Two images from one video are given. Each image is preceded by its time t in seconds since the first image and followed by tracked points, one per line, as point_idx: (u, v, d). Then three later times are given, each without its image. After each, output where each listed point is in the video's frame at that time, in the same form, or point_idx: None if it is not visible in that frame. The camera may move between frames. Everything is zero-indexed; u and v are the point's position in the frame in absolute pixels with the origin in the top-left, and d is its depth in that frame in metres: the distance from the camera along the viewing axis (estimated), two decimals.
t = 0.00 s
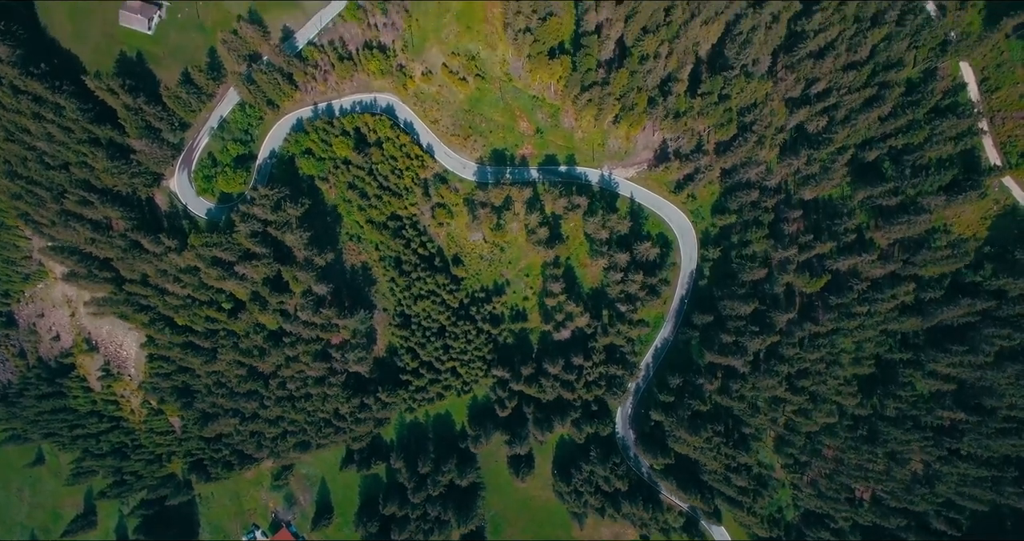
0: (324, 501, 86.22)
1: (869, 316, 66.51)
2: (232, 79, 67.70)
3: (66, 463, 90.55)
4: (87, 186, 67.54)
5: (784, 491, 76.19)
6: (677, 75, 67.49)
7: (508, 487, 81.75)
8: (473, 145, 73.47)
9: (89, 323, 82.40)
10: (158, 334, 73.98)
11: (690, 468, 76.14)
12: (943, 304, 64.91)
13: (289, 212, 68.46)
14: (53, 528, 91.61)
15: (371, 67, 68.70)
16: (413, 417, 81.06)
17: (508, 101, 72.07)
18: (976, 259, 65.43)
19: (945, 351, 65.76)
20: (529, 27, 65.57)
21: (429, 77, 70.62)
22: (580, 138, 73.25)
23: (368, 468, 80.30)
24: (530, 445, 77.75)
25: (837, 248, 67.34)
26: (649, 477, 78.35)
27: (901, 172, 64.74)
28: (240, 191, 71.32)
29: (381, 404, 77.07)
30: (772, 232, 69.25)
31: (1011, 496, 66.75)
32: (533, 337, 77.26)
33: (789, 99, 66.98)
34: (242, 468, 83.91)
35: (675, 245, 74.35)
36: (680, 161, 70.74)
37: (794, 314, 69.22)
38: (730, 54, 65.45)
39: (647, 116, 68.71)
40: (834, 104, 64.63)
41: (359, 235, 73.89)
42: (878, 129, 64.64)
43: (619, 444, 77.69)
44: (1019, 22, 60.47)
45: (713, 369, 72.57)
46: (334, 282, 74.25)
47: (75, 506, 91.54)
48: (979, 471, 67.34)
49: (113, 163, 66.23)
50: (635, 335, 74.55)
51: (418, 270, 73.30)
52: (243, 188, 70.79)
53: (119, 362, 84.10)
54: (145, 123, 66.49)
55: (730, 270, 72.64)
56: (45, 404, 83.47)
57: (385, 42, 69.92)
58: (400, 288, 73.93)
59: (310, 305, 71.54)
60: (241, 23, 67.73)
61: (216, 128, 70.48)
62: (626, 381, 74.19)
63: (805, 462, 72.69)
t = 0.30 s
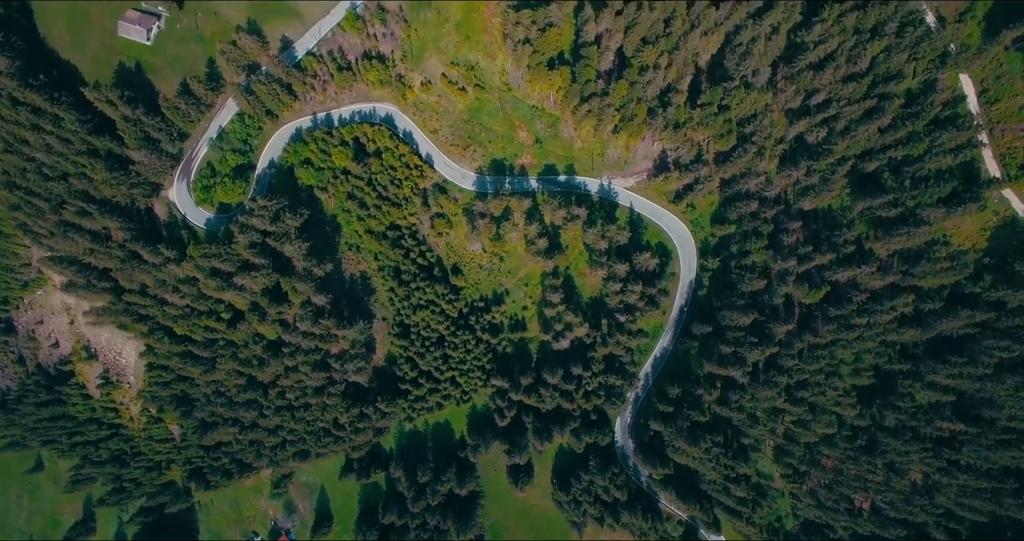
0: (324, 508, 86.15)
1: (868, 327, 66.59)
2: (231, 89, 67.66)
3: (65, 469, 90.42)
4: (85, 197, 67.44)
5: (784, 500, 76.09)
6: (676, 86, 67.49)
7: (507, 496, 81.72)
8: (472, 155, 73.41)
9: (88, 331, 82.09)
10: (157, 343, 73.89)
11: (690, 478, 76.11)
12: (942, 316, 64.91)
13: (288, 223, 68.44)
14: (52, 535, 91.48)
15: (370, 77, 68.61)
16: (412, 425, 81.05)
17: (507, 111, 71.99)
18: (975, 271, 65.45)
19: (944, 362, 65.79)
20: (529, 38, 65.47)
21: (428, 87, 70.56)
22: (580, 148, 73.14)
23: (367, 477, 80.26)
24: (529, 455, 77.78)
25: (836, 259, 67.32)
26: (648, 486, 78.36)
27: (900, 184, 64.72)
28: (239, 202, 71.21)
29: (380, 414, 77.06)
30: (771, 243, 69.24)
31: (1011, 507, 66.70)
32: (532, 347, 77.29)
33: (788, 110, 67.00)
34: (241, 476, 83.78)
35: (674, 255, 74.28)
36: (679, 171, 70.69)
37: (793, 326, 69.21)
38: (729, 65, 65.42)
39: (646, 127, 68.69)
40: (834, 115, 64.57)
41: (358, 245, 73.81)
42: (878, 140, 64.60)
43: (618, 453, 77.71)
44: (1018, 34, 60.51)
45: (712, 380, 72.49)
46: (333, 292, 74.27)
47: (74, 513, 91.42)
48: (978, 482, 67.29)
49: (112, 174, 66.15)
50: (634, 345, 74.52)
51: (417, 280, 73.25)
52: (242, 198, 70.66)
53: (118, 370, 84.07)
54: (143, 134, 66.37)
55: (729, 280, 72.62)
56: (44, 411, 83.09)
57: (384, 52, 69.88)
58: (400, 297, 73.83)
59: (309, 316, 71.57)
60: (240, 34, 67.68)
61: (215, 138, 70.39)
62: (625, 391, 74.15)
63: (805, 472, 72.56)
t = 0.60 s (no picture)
0: (323, 516, 86.11)
1: (867, 339, 66.57)
2: (231, 100, 67.57)
3: (65, 476, 90.26)
4: (84, 208, 67.34)
5: (783, 509, 76.01)
6: (676, 96, 67.46)
7: (507, 504, 81.68)
8: (471, 165, 73.33)
9: (88, 340, 81.97)
10: (156, 353, 73.81)
11: (689, 488, 76.07)
12: (942, 327, 64.88)
13: (288, 234, 68.42)
14: None
15: (369, 87, 68.55)
16: (412, 434, 81.04)
17: (506, 121, 71.90)
18: (975, 282, 65.47)
19: (945, 373, 65.69)
20: (528, 49, 65.38)
21: (427, 97, 70.49)
22: (580, 158, 73.01)
23: (367, 486, 80.21)
24: (529, 464, 77.82)
25: (836, 271, 67.27)
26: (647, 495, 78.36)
27: (900, 195, 64.67)
28: (238, 212, 71.12)
29: (380, 424, 77.05)
30: (771, 253, 69.23)
31: (1011, 518, 66.63)
32: (532, 356, 77.29)
33: (788, 121, 67.01)
34: (240, 484, 83.69)
35: (674, 264, 74.18)
36: (679, 181, 70.63)
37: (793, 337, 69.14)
38: (729, 76, 65.34)
39: (646, 138, 68.59)
40: (834, 126, 64.50)
41: (357, 255, 73.75)
42: (878, 152, 64.54)
43: (618, 463, 77.71)
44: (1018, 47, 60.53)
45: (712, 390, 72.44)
46: (333, 302, 74.29)
47: (73, 520, 91.30)
48: (978, 493, 67.21)
49: (111, 186, 66.08)
50: (634, 356, 74.48)
51: (417, 290, 73.20)
52: (241, 209, 70.56)
53: (118, 378, 84.06)
54: (142, 145, 66.31)
55: (728, 290, 72.58)
56: (43, 419, 82.61)
57: (383, 62, 69.82)
58: (399, 307, 73.75)
59: (309, 326, 71.59)
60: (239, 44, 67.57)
61: (214, 148, 70.29)
62: (624, 401, 74.08)
63: (805, 483, 72.40)
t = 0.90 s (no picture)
0: (323, 523, 86.09)
1: (867, 349, 66.60)
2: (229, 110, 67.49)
3: (64, 482, 90.19)
4: (83, 218, 67.24)
5: (783, 518, 75.97)
6: (675, 106, 67.33)
7: (506, 512, 81.64)
8: (471, 174, 73.27)
9: (87, 347, 81.87)
10: (155, 362, 73.72)
11: (689, 496, 76.08)
12: (942, 337, 64.91)
13: (287, 243, 68.39)
14: None
15: (368, 96, 68.49)
16: (412, 442, 81.01)
17: (506, 130, 71.80)
18: (975, 292, 65.49)
19: (944, 383, 65.78)
20: (527, 58, 65.29)
21: (426, 106, 70.40)
22: (579, 166, 72.89)
23: (367, 494, 80.17)
24: (528, 472, 77.85)
25: (836, 281, 67.20)
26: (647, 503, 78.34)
27: (900, 206, 64.64)
28: (237, 221, 71.06)
29: (379, 432, 77.03)
30: (770, 263, 69.24)
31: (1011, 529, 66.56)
32: (531, 365, 77.27)
33: (788, 131, 66.99)
34: (240, 492, 83.61)
35: (673, 273, 74.12)
36: (679, 190, 70.53)
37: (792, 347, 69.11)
38: (729, 85, 65.22)
39: (645, 147, 68.51)
40: (833, 136, 64.43)
41: (357, 263, 73.71)
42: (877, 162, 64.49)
43: (617, 471, 77.71)
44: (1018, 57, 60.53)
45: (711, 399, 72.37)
46: (332, 311, 74.30)
47: (73, 526, 91.26)
48: (978, 503, 67.18)
49: (110, 196, 65.97)
50: (633, 364, 74.45)
51: (416, 299, 73.15)
52: (240, 218, 70.48)
53: (117, 385, 83.98)
54: (141, 155, 66.25)
55: (727, 299, 72.55)
56: (43, 425, 82.45)
57: (382, 71, 69.73)
58: (399, 316, 73.70)
59: (308, 335, 71.60)
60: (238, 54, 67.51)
61: (212, 157, 70.21)
62: (623, 410, 74.06)
63: (805, 492, 72.33)
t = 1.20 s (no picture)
0: (322, 532, 86.00)
1: (866, 360, 66.64)
2: (229, 121, 67.46)
3: (64, 489, 90.00)
4: (82, 229, 67.16)
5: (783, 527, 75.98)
6: (675, 117, 67.33)
7: (506, 521, 81.54)
8: (470, 184, 73.23)
9: (86, 355, 81.72)
10: (155, 371, 73.66)
11: (689, 506, 76.11)
12: (941, 349, 64.95)
13: (286, 254, 68.40)
14: None
15: (367, 107, 68.44)
16: (411, 451, 81.00)
17: (505, 140, 71.72)
18: (975, 304, 65.47)
19: (944, 395, 65.81)
20: (527, 69, 65.17)
21: (426, 116, 70.34)
22: (579, 177, 72.78)
23: (366, 503, 80.12)
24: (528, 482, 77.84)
25: (835, 292, 67.15)
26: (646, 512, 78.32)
27: (900, 217, 64.58)
28: (236, 232, 71.00)
29: (379, 442, 77.04)
30: (770, 273, 69.30)
31: None
32: (531, 374, 77.31)
33: (788, 141, 66.96)
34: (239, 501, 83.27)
35: (673, 283, 74.06)
36: (678, 201, 70.46)
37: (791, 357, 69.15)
38: (729, 96, 65.16)
39: (645, 158, 68.43)
40: (833, 147, 64.40)
41: (356, 273, 73.71)
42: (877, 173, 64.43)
43: (617, 480, 77.69)
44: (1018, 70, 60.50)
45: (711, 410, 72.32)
46: (332, 321, 74.33)
47: (72, 533, 91.18)
48: (978, 515, 67.10)
49: (109, 207, 65.85)
50: (633, 374, 74.45)
51: (415, 309, 73.13)
52: (239, 229, 70.42)
53: (116, 393, 83.91)
54: (140, 166, 66.23)
55: (727, 309, 72.50)
56: (42, 433, 81.88)
57: (381, 81, 69.67)
58: (398, 326, 73.70)
59: (308, 346, 71.63)
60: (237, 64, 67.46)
61: (212, 168, 70.15)
62: (623, 420, 74.07)
63: (805, 503, 72.26)
